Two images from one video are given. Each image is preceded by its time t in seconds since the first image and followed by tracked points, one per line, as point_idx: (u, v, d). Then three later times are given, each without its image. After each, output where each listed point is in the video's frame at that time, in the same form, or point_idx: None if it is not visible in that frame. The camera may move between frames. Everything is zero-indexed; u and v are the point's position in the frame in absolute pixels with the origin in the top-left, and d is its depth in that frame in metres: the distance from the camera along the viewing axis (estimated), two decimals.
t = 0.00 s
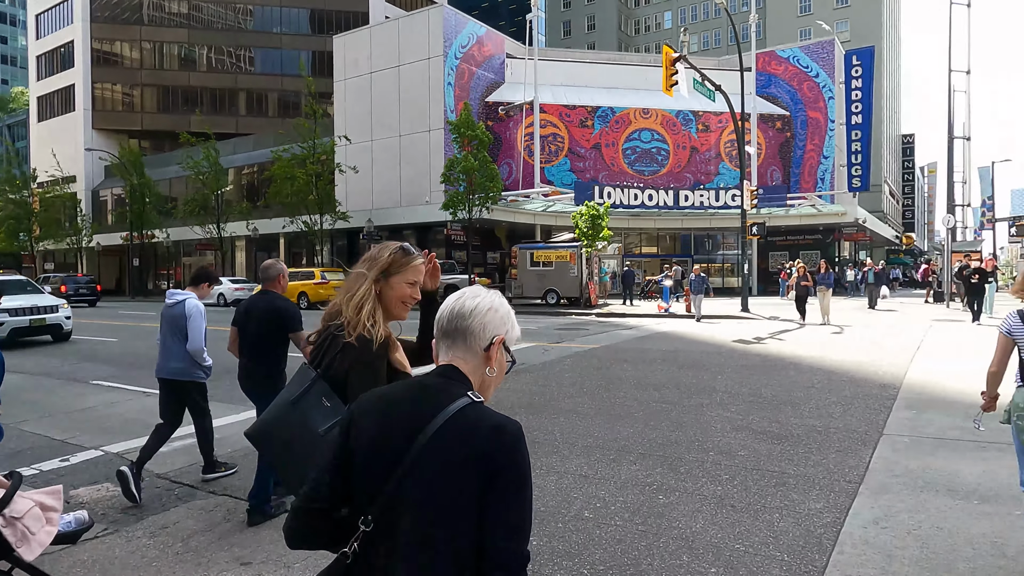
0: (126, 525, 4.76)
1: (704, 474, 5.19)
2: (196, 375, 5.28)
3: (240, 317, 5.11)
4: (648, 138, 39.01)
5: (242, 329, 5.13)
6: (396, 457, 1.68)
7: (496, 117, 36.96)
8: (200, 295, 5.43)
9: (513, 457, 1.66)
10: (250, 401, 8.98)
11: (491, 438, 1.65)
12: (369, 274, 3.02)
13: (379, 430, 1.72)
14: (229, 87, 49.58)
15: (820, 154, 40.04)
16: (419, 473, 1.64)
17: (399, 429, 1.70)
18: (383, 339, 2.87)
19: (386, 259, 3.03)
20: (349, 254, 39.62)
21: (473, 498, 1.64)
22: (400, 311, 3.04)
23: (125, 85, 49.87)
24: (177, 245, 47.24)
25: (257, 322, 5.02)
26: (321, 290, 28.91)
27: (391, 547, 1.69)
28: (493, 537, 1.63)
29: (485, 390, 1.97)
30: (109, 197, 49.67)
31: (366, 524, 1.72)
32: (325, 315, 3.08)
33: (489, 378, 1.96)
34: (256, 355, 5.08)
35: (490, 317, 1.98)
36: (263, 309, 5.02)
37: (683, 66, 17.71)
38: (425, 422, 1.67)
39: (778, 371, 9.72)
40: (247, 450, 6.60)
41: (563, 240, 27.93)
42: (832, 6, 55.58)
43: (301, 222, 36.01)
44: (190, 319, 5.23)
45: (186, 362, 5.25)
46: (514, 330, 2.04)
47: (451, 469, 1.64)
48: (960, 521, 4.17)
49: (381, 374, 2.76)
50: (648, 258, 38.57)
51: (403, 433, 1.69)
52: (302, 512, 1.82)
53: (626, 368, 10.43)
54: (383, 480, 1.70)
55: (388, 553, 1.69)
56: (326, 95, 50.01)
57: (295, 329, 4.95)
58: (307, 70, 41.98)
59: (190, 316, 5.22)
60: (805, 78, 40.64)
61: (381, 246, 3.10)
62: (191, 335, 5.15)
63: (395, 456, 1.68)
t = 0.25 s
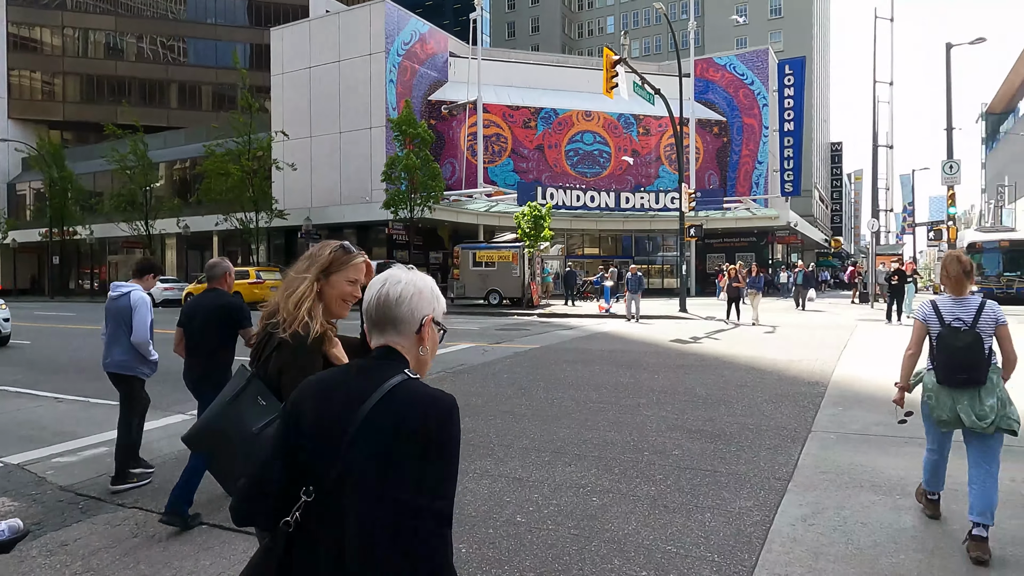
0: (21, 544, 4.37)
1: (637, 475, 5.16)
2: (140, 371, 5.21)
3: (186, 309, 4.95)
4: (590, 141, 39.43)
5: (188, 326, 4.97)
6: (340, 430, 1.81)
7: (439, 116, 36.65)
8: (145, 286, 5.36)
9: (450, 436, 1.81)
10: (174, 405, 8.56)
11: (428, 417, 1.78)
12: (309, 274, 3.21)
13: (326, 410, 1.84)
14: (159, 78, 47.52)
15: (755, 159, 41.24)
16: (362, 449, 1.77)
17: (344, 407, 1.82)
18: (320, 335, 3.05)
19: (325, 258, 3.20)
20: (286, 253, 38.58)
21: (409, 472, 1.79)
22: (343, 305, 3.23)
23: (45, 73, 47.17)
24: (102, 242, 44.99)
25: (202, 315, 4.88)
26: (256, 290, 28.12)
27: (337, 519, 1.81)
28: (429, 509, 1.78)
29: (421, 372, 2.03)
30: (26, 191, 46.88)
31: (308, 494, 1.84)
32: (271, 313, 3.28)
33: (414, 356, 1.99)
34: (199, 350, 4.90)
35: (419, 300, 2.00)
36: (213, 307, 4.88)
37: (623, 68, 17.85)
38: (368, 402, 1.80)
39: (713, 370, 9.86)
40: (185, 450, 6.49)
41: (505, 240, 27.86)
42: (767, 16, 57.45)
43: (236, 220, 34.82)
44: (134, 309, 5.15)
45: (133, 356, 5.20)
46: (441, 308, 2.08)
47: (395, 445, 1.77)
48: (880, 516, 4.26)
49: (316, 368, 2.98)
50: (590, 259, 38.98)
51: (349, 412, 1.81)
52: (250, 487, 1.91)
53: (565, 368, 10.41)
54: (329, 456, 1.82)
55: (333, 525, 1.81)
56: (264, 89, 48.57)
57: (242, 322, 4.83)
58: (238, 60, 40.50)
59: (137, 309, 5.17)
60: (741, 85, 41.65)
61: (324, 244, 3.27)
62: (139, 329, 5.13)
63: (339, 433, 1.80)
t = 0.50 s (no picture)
0: None
1: (583, 483, 5.01)
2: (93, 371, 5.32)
3: (126, 307, 4.95)
4: (539, 144, 39.52)
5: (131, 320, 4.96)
6: (292, 426, 1.79)
7: (386, 116, 36.06)
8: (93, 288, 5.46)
9: (401, 442, 1.77)
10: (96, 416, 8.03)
11: (379, 422, 1.74)
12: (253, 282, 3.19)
13: (277, 411, 1.83)
14: (92, 70, 45.45)
15: (700, 165, 42.13)
16: (312, 450, 1.74)
17: (296, 409, 1.81)
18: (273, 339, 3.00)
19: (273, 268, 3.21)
20: (227, 254, 37.34)
21: (354, 480, 1.73)
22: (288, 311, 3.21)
23: None
24: (27, 242, 42.57)
25: (143, 310, 4.89)
26: (193, 293, 27.08)
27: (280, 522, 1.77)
28: (375, 518, 1.72)
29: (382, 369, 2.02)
30: None
31: (257, 490, 1.82)
32: (209, 324, 3.15)
33: (373, 357, 1.98)
34: (144, 346, 4.89)
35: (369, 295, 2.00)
36: (151, 299, 4.88)
37: (570, 71, 17.85)
38: (319, 402, 1.78)
39: (660, 373, 9.86)
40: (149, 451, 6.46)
41: (453, 242, 27.62)
42: (711, 26, 58.97)
43: (172, 220, 33.44)
44: (84, 312, 5.27)
45: (84, 358, 5.28)
46: (400, 308, 2.07)
47: (342, 450, 1.73)
48: (823, 520, 4.23)
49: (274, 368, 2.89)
50: (539, 262, 39.04)
51: (299, 414, 1.80)
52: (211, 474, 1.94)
53: (513, 371, 10.25)
54: (278, 456, 1.80)
55: (277, 526, 1.77)
56: (205, 85, 46.90)
57: (184, 315, 4.83)
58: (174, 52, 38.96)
59: (83, 312, 5.25)
60: (686, 92, 42.57)
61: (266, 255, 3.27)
62: (84, 330, 5.20)
63: (290, 433, 1.79)
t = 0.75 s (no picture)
0: None
1: (542, 498, 4.83)
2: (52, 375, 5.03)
3: (83, 312, 4.56)
4: (500, 146, 39.41)
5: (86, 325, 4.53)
6: (285, 459, 1.76)
7: (345, 116, 35.52)
8: (51, 288, 5.10)
9: (391, 470, 1.71)
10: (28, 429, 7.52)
11: (366, 451, 1.70)
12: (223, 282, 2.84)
13: (267, 443, 1.81)
14: (33, 64, 43.54)
15: (658, 170, 42.63)
16: (302, 482, 1.71)
17: (284, 439, 1.78)
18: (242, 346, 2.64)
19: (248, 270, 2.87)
20: (177, 257, 36.15)
21: (344, 509, 1.70)
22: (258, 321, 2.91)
23: None
24: None
25: (97, 314, 4.48)
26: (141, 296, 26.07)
27: (276, 555, 1.75)
28: (365, 549, 1.67)
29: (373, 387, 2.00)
30: None
31: (261, 521, 1.82)
32: (168, 323, 2.74)
33: (366, 379, 1.95)
34: (97, 353, 4.49)
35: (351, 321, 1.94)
36: (105, 304, 4.46)
37: (531, 74, 17.74)
38: (307, 434, 1.75)
39: (620, 378, 9.78)
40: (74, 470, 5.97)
41: (412, 245, 27.25)
42: (669, 33, 59.84)
43: (118, 220, 32.17)
44: (43, 314, 4.92)
45: (43, 359, 4.99)
46: (388, 327, 2.01)
47: (332, 484, 1.70)
48: (788, 533, 4.14)
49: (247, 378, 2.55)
50: (500, 265, 38.89)
51: (288, 445, 1.77)
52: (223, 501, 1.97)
53: (471, 378, 10.05)
54: (273, 487, 1.78)
55: (274, 559, 1.75)
56: (155, 82, 45.39)
57: (138, 321, 4.40)
58: (118, 47, 37.54)
59: (41, 312, 4.90)
60: (646, 98, 43.02)
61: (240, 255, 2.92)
62: (43, 331, 4.87)
63: (280, 465, 1.76)
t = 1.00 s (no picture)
0: None
1: (518, 506, 4.63)
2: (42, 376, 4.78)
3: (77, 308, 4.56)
4: (485, 146, 39.17)
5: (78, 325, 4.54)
6: (299, 440, 1.94)
7: (327, 115, 35.22)
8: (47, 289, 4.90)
9: (401, 434, 1.91)
10: None
11: (378, 422, 1.89)
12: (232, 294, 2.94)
13: (280, 423, 1.97)
14: (9, 60, 42.67)
15: (644, 170, 42.61)
16: (319, 454, 1.89)
17: (298, 418, 1.95)
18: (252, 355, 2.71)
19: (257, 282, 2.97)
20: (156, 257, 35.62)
21: (360, 476, 1.89)
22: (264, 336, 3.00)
23: None
24: None
25: (96, 314, 4.49)
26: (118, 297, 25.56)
27: (295, 523, 1.92)
28: (383, 508, 1.87)
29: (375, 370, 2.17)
30: None
31: (275, 502, 1.98)
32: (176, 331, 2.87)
33: (369, 361, 2.12)
34: (92, 352, 4.51)
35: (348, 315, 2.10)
36: (103, 307, 4.45)
37: (514, 72, 17.53)
38: (322, 410, 1.93)
39: (603, 380, 9.61)
40: (34, 478, 5.75)
41: (396, 245, 26.96)
42: (655, 34, 59.95)
43: (95, 219, 31.54)
44: (36, 316, 4.70)
45: (32, 362, 4.74)
46: (390, 311, 2.18)
47: (346, 453, 1.89)
48: (767, 539, 4.01)
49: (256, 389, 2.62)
50: (485, 265, 38.66)
51: (303, 421, 1.95)
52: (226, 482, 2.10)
53: (452, 380, 9.82)
54: (288, 462, 1.95)
55: (293, 526, 1.92)
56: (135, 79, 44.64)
57: (137, 324, 4.43)
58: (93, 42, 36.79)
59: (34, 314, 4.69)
60: (631, 98, 42.95)
61: (247, 266, 3.02)
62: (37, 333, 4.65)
63: (296, 440, 1.94)
